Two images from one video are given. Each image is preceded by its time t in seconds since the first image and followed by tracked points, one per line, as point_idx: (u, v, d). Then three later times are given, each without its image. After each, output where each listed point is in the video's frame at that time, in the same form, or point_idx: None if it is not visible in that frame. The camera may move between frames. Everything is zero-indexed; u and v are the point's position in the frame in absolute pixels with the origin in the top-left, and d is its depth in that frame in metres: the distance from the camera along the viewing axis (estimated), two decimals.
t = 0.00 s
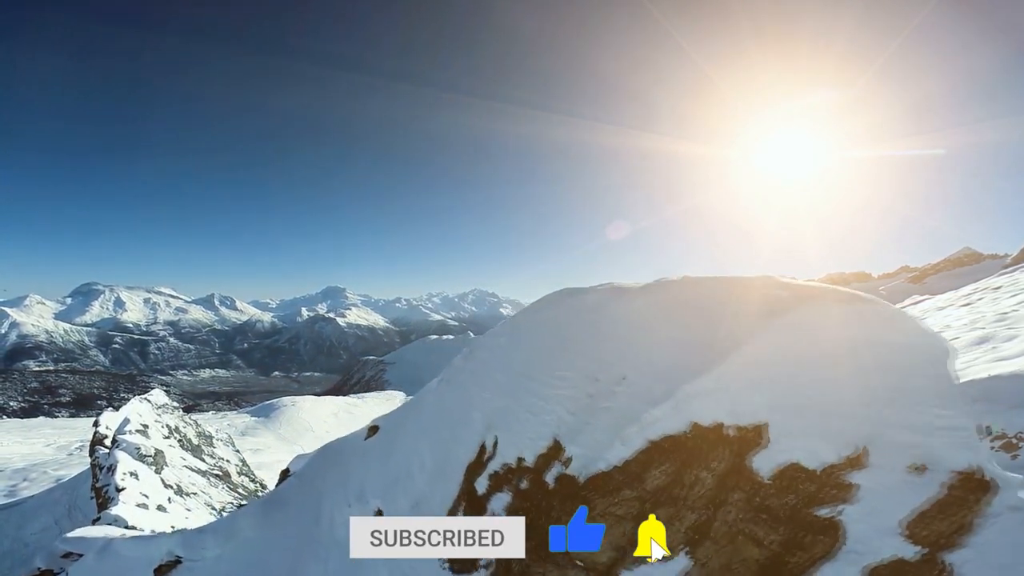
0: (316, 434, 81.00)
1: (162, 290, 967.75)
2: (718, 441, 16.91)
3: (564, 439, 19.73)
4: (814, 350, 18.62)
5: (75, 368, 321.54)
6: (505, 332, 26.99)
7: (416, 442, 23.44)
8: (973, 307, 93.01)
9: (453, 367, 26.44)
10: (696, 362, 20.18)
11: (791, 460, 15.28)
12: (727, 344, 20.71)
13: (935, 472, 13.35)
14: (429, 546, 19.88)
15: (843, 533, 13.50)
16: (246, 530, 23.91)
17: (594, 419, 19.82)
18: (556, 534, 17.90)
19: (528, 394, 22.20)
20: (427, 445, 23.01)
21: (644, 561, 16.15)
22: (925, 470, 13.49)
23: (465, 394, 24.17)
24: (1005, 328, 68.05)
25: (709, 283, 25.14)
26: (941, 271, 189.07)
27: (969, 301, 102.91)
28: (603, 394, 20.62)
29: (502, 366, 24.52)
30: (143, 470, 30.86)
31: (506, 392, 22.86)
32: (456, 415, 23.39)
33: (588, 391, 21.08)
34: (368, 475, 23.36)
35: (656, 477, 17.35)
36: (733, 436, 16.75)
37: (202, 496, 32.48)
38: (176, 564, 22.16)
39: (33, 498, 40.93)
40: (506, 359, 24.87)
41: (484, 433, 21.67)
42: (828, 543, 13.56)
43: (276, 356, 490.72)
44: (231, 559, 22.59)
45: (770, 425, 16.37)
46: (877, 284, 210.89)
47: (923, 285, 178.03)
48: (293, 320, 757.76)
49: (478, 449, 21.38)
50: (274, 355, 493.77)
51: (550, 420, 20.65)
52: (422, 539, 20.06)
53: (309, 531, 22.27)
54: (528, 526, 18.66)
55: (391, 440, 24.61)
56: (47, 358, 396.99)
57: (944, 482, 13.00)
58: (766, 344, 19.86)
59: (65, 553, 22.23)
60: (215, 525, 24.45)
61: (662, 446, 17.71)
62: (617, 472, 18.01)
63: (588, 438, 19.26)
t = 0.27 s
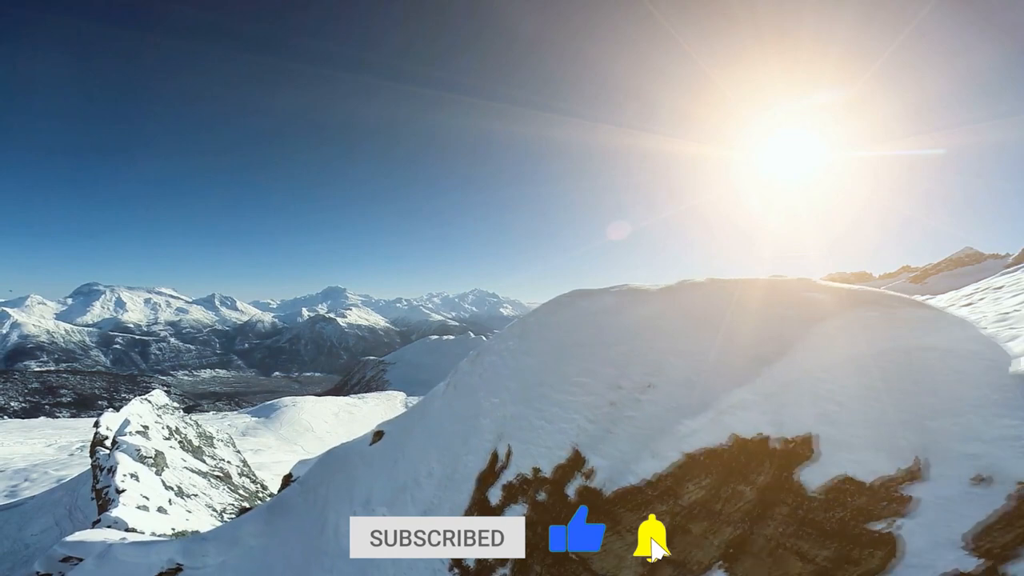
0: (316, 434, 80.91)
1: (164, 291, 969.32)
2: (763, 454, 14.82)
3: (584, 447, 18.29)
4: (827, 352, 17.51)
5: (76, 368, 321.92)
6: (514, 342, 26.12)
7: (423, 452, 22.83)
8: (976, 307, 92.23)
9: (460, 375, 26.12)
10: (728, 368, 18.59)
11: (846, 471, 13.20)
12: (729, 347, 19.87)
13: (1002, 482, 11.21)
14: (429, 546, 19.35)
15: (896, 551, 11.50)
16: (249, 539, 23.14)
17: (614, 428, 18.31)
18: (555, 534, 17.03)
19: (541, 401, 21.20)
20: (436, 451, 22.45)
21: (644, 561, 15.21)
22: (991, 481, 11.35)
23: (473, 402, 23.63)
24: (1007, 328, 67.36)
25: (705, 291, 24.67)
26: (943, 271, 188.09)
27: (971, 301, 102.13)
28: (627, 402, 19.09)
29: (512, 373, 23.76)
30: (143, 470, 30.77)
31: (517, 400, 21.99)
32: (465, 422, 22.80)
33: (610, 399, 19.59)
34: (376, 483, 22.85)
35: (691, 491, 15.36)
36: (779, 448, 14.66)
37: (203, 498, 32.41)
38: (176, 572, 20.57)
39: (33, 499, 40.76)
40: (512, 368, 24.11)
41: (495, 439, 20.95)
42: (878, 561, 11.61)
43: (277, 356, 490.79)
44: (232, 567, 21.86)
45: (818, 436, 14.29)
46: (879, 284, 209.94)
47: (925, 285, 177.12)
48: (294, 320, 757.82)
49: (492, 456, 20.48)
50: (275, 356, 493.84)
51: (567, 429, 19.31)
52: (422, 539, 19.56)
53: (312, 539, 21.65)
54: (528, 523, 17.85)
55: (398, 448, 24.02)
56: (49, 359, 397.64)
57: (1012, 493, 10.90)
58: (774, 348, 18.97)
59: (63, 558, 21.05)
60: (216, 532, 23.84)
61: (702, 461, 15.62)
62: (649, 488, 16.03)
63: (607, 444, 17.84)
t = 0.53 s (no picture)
0: (316, 434, 80.73)
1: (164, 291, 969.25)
2: (820, 470, 13.86)
3: (611, 460, 16.92)
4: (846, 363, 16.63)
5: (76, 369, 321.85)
6: (526, 346, 24.78)
7: (433, 458, 21.14)
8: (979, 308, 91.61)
9: (471, 378, 24.76)
10: (773, 379, 16.98)
11: (914, 487, 12.35)
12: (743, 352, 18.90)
13: None
14: (429, 546, 18.49)
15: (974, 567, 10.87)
16: (251, 548, 21.66)
17: (645, 443, 16.82)
18: (556, 533, 16.32)
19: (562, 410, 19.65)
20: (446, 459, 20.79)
21: None
22: None
23: (485, 408, 21.96)
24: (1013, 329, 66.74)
25: (703, 296, 23.95)
26: (943, 271, 187.53)
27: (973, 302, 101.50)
28: (660, 414, 17.50)
29: (524, 379, 22.40)
30: (143, 472, 30.66)
31: (533, 408, 20.51)
32: (477, 428, 21.25)
33: (640, 410, 18.07)
34: (381, 489, 21.43)
35: (737, 506, 14.33)
36: (834, 463, 13.73)
37: (203, 499, 32.32)
38: None
39: (34, 500, 40.79)
40: (521, 372, 22.94)
41: (510, 448, 19.45)
42: None
43: (277, 357, 490.25)
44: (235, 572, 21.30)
45: (879, 449, 13.34)
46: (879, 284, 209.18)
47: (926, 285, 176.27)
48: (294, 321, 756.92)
49: (505, 468, 19.00)
50: (275, 356, 493.51)
51: (591, 441, 17.85)
52: (422, 539, 18.69)
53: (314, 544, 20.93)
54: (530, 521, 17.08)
55: (406, 456, 22.09)
56: (49, 360, 396.99)
57: None
58: (793, 355, 17.97)
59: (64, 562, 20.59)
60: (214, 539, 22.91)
61: (752, 478, 14.45)
62: (692, 506, 14.83)
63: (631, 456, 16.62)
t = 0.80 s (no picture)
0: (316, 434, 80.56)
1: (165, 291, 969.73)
2: (881, 483, 12.60)
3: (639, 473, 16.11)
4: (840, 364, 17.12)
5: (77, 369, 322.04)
6: (537, 349, 25.48)
7: (441, 466, 20.79)
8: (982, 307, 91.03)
9: (481, 384, 24.82)
10: (813, 389, 16.38)
11: (983, 500, 10.96)
12: (742, 354, 19.40)
13: None
14: (429, 546, 18.46)
15: None
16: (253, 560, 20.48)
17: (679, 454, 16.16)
18: (555, 534, 16.28)
19: (589, 419, 19.17)
20: (455, 467, 20.47)
21: None
22: None
23: (497, 415, 21.92)
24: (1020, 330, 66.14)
25: (738, 300, 23.23)
26: (944, 271, 186.76)
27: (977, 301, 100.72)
28: (696, 426, 16.88)
29: (538, 386, 22.49)
30: (143, 474, 30.56)
31: (552, 416, 20.30)
32: (489, 436, 21.11)
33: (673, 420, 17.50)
34: (389, 495, 20.84)
35: (787, 522, 13.33)
36: (895, 476, 12.47)
37: (203, 501, 32.25)
38: None
39: (35, 500, 40.75)
40: (531, 378, 23.26)
41: (524, 457, 19.22)
42: None
43: (278, 357, 490.24)
44: None
45: (943, 460, 11.98)
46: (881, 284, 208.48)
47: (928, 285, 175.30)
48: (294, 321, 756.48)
49: (518, 480, 18.71)
50: (275, 356, 493.42)
51: (620, 450, 17.23)
52: (422, 538, 18.67)
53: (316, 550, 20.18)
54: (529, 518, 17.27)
55: (413, 460, 21.85)
56: (49, 360, 397.15)
57: None
58: (795, 356, 18.25)
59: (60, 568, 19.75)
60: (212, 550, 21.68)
61: (804, 493, 13.44)
62: (734, 522, 13.87)
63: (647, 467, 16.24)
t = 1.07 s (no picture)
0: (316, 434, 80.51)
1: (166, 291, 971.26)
2: (946, 497, 11.46)
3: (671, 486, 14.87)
4: (838, 357, 17.00)
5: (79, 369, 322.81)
6: (548, 352, 23.79)
7: (451, 473, 19.03)
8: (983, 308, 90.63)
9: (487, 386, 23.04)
10: (848, 392, 15.48)
11: None
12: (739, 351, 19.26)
13: None
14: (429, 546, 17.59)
15: None
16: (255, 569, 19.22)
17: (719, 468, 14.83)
18: (555, 534, 15.62)
19: (609, 429, 17.78)
20: (465, 474, 18.73)
21: None
22: None
23: (505, 420, 20.18)
24: None
25: (772, 301, 22.09)
26: (945, 271, 186.46)
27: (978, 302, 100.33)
28: (734, 437, 15.59)
29: (552, 390, 20.93)
30: (143, 475, 30.48)
31: (566, 423, 18.88)
32: (499, 443, 19.28)
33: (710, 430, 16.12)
34: (394, 502, 19.41)
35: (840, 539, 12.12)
36: (960, 490, 11.39)
37: (204, 502, 32.22)
38: None
39: (36, 501, 40.67)
40: (542, 382, 21.64)
41: (539, 465, 17.68)
42: None
43: (278, 357, 490.65)
44: None
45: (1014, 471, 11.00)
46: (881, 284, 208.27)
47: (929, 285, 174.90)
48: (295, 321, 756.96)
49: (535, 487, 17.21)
50: (276, 356, 493.82)
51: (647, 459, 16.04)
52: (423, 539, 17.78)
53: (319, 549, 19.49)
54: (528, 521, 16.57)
55: (419, 467, 20.11)
56: (51, 360, 398.09)
57: None
58: (794, 354, 17.97)
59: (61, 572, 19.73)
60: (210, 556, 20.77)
61: (866, 509, 12.17)
62: (785, 539, 12.57)
63: (664, 474, 15.30)
